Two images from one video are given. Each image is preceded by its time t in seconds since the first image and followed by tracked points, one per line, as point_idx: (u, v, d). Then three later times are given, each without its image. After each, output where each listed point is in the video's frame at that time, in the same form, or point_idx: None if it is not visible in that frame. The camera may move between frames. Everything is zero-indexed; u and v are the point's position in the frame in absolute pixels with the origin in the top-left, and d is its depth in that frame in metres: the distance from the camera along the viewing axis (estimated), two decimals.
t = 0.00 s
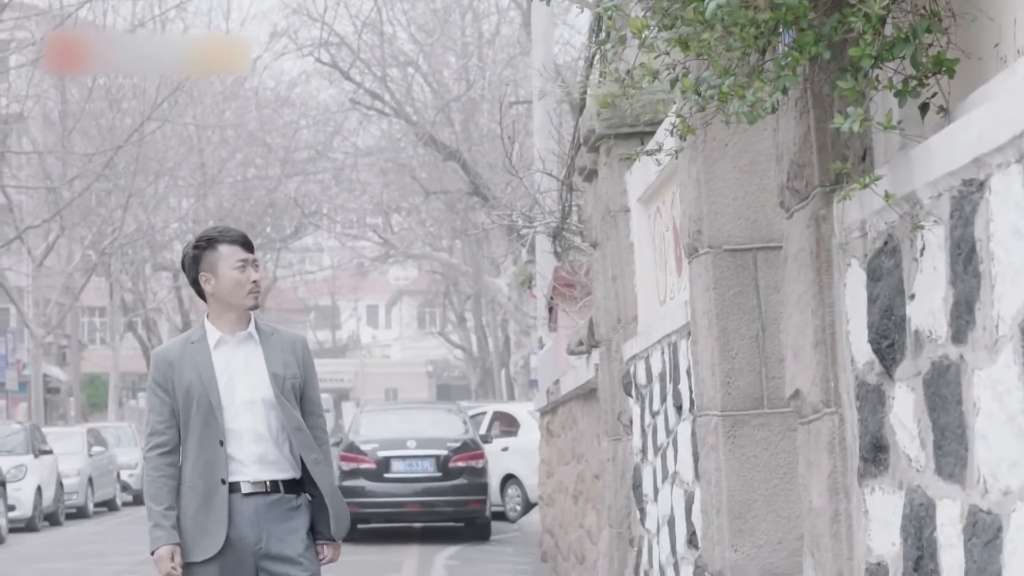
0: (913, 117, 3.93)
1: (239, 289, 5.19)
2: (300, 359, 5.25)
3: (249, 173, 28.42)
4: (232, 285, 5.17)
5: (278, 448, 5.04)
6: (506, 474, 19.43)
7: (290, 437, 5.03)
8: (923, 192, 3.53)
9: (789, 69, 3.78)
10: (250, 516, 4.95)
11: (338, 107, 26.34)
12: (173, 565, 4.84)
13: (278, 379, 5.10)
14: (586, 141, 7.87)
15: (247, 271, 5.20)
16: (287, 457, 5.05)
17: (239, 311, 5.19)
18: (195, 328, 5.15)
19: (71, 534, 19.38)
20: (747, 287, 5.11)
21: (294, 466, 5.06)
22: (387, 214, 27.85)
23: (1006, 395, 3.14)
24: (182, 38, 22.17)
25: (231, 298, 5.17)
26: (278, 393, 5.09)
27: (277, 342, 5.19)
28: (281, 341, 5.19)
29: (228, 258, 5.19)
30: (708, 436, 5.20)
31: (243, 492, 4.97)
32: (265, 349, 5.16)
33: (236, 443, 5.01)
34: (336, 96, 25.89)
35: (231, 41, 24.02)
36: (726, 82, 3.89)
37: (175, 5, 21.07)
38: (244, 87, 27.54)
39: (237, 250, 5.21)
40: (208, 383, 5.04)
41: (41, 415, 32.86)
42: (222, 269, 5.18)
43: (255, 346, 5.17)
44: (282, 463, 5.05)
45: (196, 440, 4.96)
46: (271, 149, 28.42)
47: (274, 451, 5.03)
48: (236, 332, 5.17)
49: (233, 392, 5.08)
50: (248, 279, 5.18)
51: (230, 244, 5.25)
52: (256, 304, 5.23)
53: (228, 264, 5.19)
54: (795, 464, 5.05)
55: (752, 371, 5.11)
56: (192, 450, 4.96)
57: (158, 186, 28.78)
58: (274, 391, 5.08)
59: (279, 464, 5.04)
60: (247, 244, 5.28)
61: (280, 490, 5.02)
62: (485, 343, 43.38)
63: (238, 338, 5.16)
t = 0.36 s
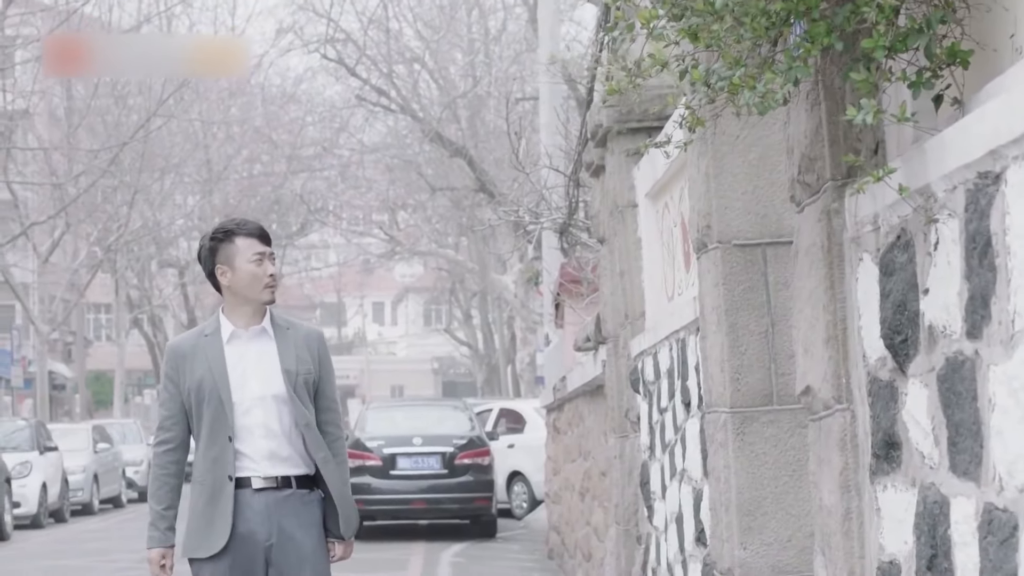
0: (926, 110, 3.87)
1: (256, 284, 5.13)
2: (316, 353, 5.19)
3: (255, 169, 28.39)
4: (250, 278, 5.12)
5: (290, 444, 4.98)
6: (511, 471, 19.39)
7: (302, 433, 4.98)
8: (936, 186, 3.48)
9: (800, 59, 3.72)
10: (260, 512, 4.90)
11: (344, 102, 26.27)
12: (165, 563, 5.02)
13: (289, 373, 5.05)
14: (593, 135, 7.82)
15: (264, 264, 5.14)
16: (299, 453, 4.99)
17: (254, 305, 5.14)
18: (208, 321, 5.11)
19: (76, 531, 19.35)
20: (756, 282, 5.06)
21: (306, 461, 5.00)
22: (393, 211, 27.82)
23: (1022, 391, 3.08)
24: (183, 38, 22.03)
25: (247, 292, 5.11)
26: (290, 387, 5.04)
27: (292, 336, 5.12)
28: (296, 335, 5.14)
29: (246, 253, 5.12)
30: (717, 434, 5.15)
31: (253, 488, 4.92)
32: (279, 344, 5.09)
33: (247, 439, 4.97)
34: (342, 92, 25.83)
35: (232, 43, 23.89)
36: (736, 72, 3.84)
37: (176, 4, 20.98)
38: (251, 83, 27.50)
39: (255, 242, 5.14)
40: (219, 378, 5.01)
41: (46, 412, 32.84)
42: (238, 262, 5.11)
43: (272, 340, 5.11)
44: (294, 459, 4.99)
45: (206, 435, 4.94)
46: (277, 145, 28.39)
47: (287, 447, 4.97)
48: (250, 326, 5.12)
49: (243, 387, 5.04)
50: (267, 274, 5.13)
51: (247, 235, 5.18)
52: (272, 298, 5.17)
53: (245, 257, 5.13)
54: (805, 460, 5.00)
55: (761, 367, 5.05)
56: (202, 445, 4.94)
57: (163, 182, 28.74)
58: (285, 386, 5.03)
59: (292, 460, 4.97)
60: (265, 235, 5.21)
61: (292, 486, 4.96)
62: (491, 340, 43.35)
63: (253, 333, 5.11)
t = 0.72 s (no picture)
0: (942, 103, 3.82)
1: (271, 278, 5.09)
2: (329, 349, 5.15)
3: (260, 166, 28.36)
4: (265, 271, 5.08)
5: (301, 440, 4.94)
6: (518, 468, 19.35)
7: (314, 428, 4.94)
8: (950, 178, 3.43)
9: (813, 50, 3.68)
10: (271, 508, 4.85)
11: (349, 100, 26.26)
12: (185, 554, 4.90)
13: (303, 368, 5.01)
14: (601, 132, 7.78)
15: (281, 258, 5.10)
16: (310, 449, 4.95)
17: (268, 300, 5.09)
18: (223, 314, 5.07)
19: (82, 527, 19.32)
20: (766, 278, 5.02)
21: (317, 457, 4.96)
22: (399, 208, 27.79)
23: None
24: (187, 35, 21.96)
25: (262, 286, 5.08)
26: (303, 384, 5.00)
27: (305, 331, 5.09)
28: (309, 331, 5.10)
29: (263, 247, 5.09)
30: (726, 431, 5.10)
31: (263, 484, 4.88)
32: (292, 339, 5.05)
33: (259, 434, 4.92)
34: (348, 89, 25.83)
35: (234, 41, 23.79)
36: (748, 63, 3.80)
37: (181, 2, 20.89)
38: (257, 80, 27.48)
39: (273, 236, 5.11)
40: (231, 372, 4.96)
41: (51, 409, 32.82)
42: (254, 257, 5.08)
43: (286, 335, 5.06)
44: (305, 455, 4.94)
45: (219, 428, 4.89)
46: (283, 143, 28.36)
47: (297, 443, 4.93)
48: (264, 321, 5.08)
49: (256, 381, 5.00)
50: (282, 269, 5.09)
51: (265, 229, 5.14)
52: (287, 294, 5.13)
53: (261, 251, 5.09)
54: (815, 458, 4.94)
55: (771, 364, 5.00)
56: (214, 439, 4.90)
57: (169, 179, 28.71)
58: (298, 381, 4.99)
59: (303, 456, 4.93)
60: (282, 230, 5.17)
61: (304, 482, 4.92)
62: (497, 339, 43.30)
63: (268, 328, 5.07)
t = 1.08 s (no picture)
0: (958, 98, 3.78)
1: (285, 275, 5.05)
2: (340, 348, 5.11)
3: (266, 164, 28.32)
4: (277, 269, 5.03)
5: (312, 439, 4.90)
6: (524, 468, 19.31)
7: (327, 428, 4.90)
8: (965, 174, 3.38)
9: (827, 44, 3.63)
10: (282, 507, 4.81)
11: (356, 98, 26.23)
12: (204, 552, 4.74)
13: (315, 367, 4.97)
14: (608, 129, 7.73)
15: (294, 256, 5.06)
16: (322, 449, 4.91)
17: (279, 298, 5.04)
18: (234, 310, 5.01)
19: (87, 526, 19.28)
20: (775, 275, 4.96)
21: (328, 456, 4.93)
22: (405, 206, 27.77)
23: None
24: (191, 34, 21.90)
25: (276, 283, 5.03)
26: (316, 383, 4.96)
27: (317, 330, 5.05)
28: (320, 330, 5.06)
29: (277, 244, 5.04)
30: (735, 430, 5.05)
31: (275, 483, 4.83)
32: (305, 337, 5.02)
33: (271, 433, 4.87)
34: (354, 88, 25.80)
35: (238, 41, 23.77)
36: (761, 57, 3.75)
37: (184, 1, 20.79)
38: (262, 79, 27.44)
39: (286, 234, 5.06)
40: (244, 369, 4.91)
41: (57, 407, 32.82)
42: (268, 253, 5.03)
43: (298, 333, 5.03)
44: (315, 455, 4.90)
45: (231, 426, 4.83)
46: (289, 141, 28.33)
47: (309, 442, 4.89)
48: (277, 318, 5.03)
49: (269, 378, 4.95)
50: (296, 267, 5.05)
51: (278, 226, 5.09)
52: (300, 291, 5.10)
53: (275, 248, 5.04)
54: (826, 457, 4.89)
55: (780, 362, 4.95)
56: (227, 436, 4.83)
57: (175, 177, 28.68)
58: (311, 380, 4.95)
59: (313, 456, 4.89)
60: (295, 227, 5.13)
61: (314, 481, 4.88)
62: (503, 337, 43.26)
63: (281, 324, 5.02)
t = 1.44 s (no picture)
0: (973, 92, 3.74)
1: (296, 272, 5.01)
2: (348, 346, 5.08)
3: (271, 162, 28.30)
4: (289, 265, 4.99)
5: (319, 437, 4.86)
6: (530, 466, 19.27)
7: (334, 427, 4.86)
8: (980, 167, 3.33)
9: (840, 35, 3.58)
10: (288, 505, 4.76)
11: (362, 96, 26.20)
12: (204, 553, 4.69)
13: (324, 365, 4.93)
14: (616, 125, 7.68)
15: (306, 254, 5.02)
16: (328, 448, 4.87)
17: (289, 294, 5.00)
18: (243, 305, 4.97)
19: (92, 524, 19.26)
20: (785, 271, 4.91)
21: (333, 455, 4.89)
22: (410, 204, 27.80)
23: None
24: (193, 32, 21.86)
25: (287, 280, 4.99)
26: (325, 380, 4.93)
27: (325, 328, 5.01)
28: (329, 328, 5.03)
29: (290, 240, 5.01)
30: (744, 428, 4.99)
31: (281, 481, 4.78)
32: (314, 335, 4.98)
33: (279, 430, 4.82)
34: (360, 86, 25.79)
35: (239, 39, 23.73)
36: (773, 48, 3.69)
37: None
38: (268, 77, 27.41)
39: (299, 230, 5.03)
40: (252, 364, 4.86)
41: (63, 404, 32.81)
42: (280, 249, 4.99)
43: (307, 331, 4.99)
44: (322, 454, 4.86)
45: (238, 422, 4.78)
46: (294, 139, 28.30)
47: (315, 441, 4.85)
48: (286, 315, 5.00)
49: (277, 375, 4.90)
50: (308, 265, 5.01)
51: (290, 223, 5.06)
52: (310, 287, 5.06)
53: (287, 245, 5.01)
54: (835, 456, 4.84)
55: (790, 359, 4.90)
56: (233, 432, 4.78)
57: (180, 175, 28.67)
58: (319, 378, 4.91)
59: (319, 454, 4.85)
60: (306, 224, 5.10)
61: (320, 480, 4.84)
62: (509, 335, 43.20)
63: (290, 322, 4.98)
